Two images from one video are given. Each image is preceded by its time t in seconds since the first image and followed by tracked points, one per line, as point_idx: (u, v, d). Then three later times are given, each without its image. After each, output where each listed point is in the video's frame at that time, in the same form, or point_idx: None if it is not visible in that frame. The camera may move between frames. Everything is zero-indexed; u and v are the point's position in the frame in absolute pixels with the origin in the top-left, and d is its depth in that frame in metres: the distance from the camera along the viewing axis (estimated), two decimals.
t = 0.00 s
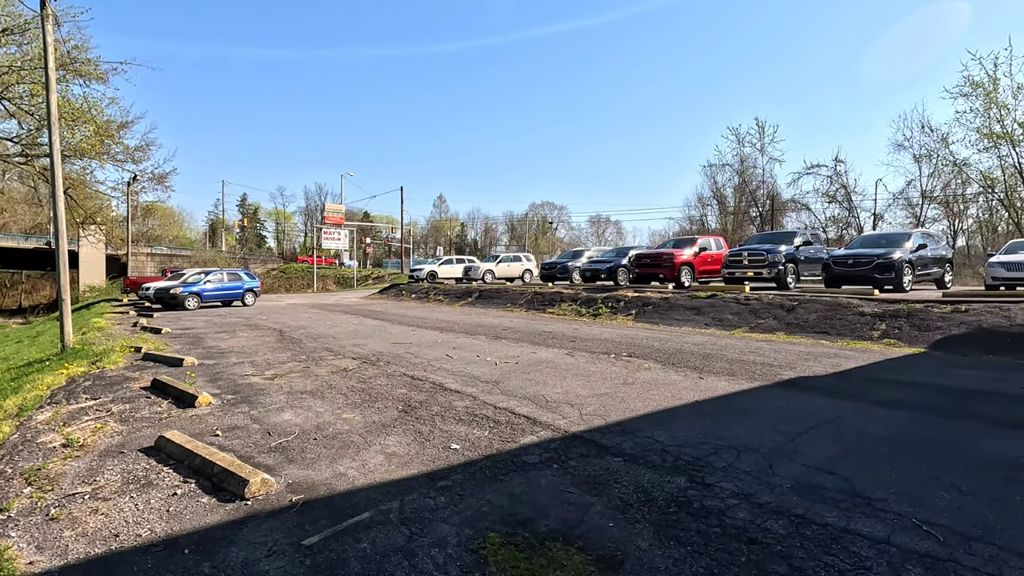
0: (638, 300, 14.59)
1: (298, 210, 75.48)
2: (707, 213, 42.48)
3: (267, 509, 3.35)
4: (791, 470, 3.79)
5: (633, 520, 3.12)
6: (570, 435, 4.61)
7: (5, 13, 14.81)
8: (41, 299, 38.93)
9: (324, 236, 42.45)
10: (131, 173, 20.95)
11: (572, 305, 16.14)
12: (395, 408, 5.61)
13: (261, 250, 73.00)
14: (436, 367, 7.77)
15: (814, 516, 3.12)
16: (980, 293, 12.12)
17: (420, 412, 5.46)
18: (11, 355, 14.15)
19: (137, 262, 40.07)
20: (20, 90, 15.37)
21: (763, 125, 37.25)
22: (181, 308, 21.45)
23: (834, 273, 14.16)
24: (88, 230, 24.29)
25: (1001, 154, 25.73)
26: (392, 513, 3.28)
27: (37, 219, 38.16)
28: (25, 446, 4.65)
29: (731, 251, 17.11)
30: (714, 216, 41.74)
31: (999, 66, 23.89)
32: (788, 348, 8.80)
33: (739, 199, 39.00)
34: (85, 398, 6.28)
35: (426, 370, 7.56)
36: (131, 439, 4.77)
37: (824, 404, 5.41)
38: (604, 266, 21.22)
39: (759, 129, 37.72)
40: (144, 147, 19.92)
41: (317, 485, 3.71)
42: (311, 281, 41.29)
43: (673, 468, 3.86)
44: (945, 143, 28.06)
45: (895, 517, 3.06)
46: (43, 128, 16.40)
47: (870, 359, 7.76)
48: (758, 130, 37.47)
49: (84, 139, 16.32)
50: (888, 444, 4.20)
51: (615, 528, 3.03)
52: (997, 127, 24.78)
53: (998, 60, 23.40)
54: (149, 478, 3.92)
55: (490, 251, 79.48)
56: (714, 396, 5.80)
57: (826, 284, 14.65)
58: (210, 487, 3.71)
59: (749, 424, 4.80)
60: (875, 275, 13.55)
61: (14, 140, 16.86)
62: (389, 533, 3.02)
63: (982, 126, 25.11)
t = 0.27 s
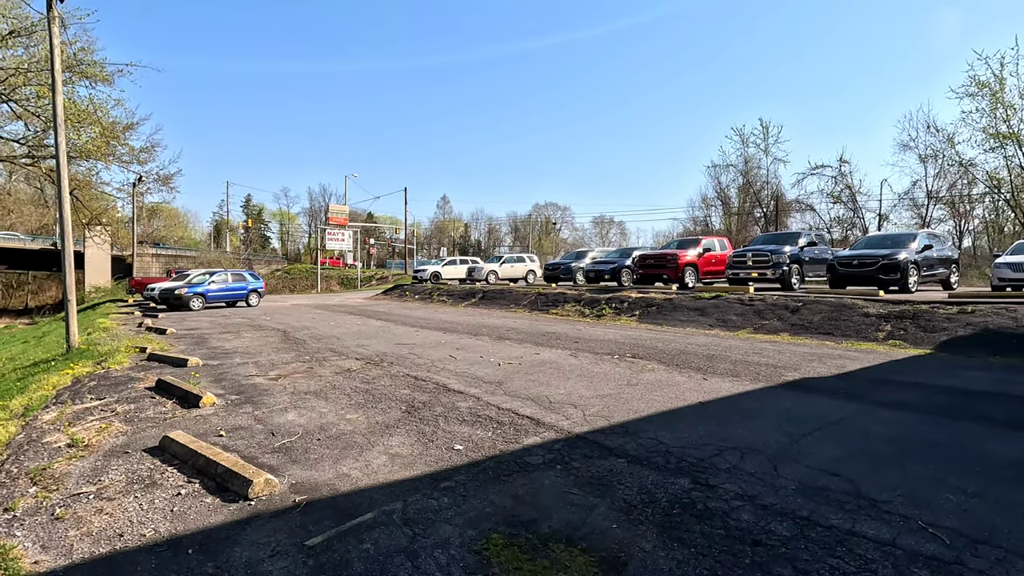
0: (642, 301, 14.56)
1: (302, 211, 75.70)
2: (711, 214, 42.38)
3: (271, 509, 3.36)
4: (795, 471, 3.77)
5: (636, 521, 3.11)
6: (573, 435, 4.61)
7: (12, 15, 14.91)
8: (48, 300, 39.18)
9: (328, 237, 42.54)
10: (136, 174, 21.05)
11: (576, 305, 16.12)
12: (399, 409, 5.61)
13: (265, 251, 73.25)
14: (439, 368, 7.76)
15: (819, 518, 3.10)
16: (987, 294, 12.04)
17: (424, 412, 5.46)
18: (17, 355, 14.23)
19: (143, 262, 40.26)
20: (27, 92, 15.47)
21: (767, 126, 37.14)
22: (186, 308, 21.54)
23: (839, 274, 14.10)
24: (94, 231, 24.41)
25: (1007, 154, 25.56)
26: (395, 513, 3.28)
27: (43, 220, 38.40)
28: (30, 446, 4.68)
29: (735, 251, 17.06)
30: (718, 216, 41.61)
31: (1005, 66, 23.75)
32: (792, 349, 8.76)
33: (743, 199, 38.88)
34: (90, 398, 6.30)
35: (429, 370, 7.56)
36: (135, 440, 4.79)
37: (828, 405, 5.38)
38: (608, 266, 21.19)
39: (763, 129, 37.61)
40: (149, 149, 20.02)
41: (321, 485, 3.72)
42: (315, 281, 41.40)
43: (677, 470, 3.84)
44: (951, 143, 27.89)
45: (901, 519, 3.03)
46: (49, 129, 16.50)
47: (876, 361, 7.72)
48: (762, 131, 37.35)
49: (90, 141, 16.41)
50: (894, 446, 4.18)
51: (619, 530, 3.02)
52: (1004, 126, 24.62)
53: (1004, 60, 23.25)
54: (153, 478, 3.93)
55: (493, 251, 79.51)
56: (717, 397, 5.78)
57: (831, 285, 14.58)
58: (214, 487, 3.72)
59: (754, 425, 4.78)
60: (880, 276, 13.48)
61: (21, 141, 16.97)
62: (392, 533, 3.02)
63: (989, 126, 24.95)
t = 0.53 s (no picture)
0: (646, 301, 14.53)
1: (307, 211, 75.95)
2: (716, 213, 42.25)
3: (275, 508, 3.37)
4: (800, 472, 3.75)
5: (640, 522, 3.10)
6: (577, 436, 4.60)
7: (19, 17, 15.01)
8: (55, 299, 39.49)
9: (332, 236, 42.65)
10: (143, 174, 21.17)
11: (580, 305, 16.10)
12: (403, 408, 5.62)
13: (271, 250, 73.53)
14: (443, 368, 7.77)
15: (824, 520, 3.08)
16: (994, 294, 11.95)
17: (427, 412, 5.46)
18: (24, 354, 14.34)
19: (149, 262, 40.52)
20: (34, 92, 15.58)
21: (773, 125, 36.99)
22: (192, 308, 21.65)
23: (845, 273, 14.02)
24: (101, 231, 24.58)
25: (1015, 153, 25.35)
26: (398, 513, 3.28)
27: (51, 220, 38.67)
28: (37, 445, 4.71)
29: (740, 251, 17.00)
30: (723, 216, 41.47)
31: (1013, 64, 23.53)
32: (797, 349, 8.72)
33: (748, 199, 38.73)
34: (96, 397, 6.34)
35: (433, 370, 7.57)
36: (141, 439, 4.82)
37: (834, 406, 5.35)
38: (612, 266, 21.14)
39: (768, 128, 37.45)
40: (156, 149, 20.13)
41: (324, 485, 3.72)
42: (320, 281, 41.53)
43: (681, 470, 3.83)
44: (959, 142, 27.68)
45: (906, 521, 3.01)
46: (56, 130, 16.61)
47: (881, 361, 7.67)
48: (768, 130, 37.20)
49: (96, 141, 16.52)
50: (900, 447, 4.15)
51: (622, 531, 3.01)
52: (1011, 125, 24.42)
53: (1012, 58, 23.04)
54: (158, 477, 3.95)
55: (498, 251, 79.55)
56: (721, 398, 5.76)
57: (836, 285, 14.51)
58: (218, 487, 3.73)
59: (758, 426, 4.76)
60: (886, 276, 13.39)
61: (29, 142, 17.10)
62: (395, 533, 3.02)
63: (996, 124, 24.75)
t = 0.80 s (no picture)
0: (645, 303, 14.54)
1: (307, 213, 75.97)
2: (716, 216, 42.32)
3: (273, 511, 3.37)
4: (799, 475, 3.75)
5: (639, 525, 3.10)
6: (576, 438, 4.60)
7: (19, 19, 15.00)
8: (55, 301, 39.48)
9: (332, 238, 42.64)
10: (143, 176, 21.19)
11: (580, 307, 16.10)
12: (402, 410, 5.62)
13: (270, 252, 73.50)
14: (443, 370, 7.76)
15: (822, 523, 3.08)
16: (993, 297, 11.96)
17: (427, 414, 5.46)
18: (24, 356, 14.34)
19: (148, 264, 40.52)
20: (34, 94, 15.59)
21: (772, 127, 37.04)
22: (191, 309, 21.65)
23: (844, 275, 14.02)
24: (101, 232, 24.57)
25: (1014, 155, 25.37)
26: (397, 516, 3.28)
27: (51, 222, 38.66)
28: (36, 447, 4.70)
29: (740, 253, 17.01)
30: (723, 218, 41.48)
31: (1012, 66, 23.56)
32: (796, 352, 8.73)
33: (748, 201, 38.74)
34: (95, 399, 6.34)
35: (433, 372, 7.56)
36: (140, 441, 4.82)
37: (833, 408, 5.35)
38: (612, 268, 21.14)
39: (768, 130, 37.51)
40: (156, 151, 20.15)
41: (323, 488, 3.72)
42: (320, 283, 41.52)
43: (680, 473, 3.83)
44: (958, 144, 27.71)
45: (905, 525, 3.01)
46: (56, 132, 16.62)
47: (881, 364, 7.67)
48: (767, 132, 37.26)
49: (96, 143, 16.52)
50: (899, 449, 4.15)
51: (621, 533, 3.01)
52: (1011, 127, 24.45)
53: (1011, 60, 23.07)
54: (157, 479, 3.95)
55: (497, 253, 79.57)
56: (720, 400, 5.77)
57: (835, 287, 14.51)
58: (217, 489, 3.73)
59: (757, 428, 4.77)
60: (885, 278, 13.40)
61: (29, 144, 17.11)
62: (394, 536, 3.02)
63: (995, 127, 24.77)
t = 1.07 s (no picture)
0: (642, 308, 14.56)
1: (304, 218, 75.91)
2: (712, 221, 42.48)
3: (268, 518, 3.35)
4: (795, 481, 3.75)
5: (636, 532, 3.09)
6: (573, 444, 4.59)
7: (17, 24, 15.02)
8: (50, 306, 39.30)
9: (329, 243, 42.59)
10: (139, 181, 21.16)
11: (577, 313, 16.10)
12: (398, 416, 5.60)
13: (267, 258, 73.36)
14: (439, 375, 7.74)
15: (819, 529, 3.07)
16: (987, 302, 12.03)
17: (423, 420, 5.45)
18: (18, 362, 14.25)
19: (144, 269, 40.38)
20: (31, 99, 15.59)
21: (768, 133, 37.27)
22: (187, 315, 21.57)
23: (840, 281, 14.08)
24: (96, 237, 24.50)
25: (1008, 162, 25.58)
26: (393, 523, 3.26)
27: (46, 226, 38.53)
28: (29, 453, 4.67)
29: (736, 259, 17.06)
30: (719, 223, 41.62)
31: (1005, 74, 23.78)
32: (793, 357, 8.74)
33: (744, 207, 38.91)
34: (89, 405, 6.30)
35: (429, 378, 7.54)
36: (133, 448, 4.78)
37: (830, 414, 5.35)
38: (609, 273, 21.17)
39: (763, 137, 37.74)
40: (152, 156, 20.13)
41: (318, 494, 3.70)
42: (316, 288, 41.43)
43: (677, 479, 3.82)
44: (952, 151, 27.90)
45: (902, 531, 3.01)
46: (52, 137, 16.60)
47: (877, 369, 7.69)
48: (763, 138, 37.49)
49: (93, 148, 16.50)
50: (895, 455, 4.15)
51: (617, 540, 2.99)
52: (1004, 134, 24.65)
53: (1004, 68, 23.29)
54: (150, 486, 3.92)
55: (495, 258, 79.63)
56: (717, 406, 5.76)
57: (831, 293, 14.56)
58: (211, 496, 3.70)
59: (754, 434, 4.76)
60: (880, 284, 13.46)
61: (25, 148, 17.08)
62: (390, 544, 3.00)
63: (989, 134, 24.97)
